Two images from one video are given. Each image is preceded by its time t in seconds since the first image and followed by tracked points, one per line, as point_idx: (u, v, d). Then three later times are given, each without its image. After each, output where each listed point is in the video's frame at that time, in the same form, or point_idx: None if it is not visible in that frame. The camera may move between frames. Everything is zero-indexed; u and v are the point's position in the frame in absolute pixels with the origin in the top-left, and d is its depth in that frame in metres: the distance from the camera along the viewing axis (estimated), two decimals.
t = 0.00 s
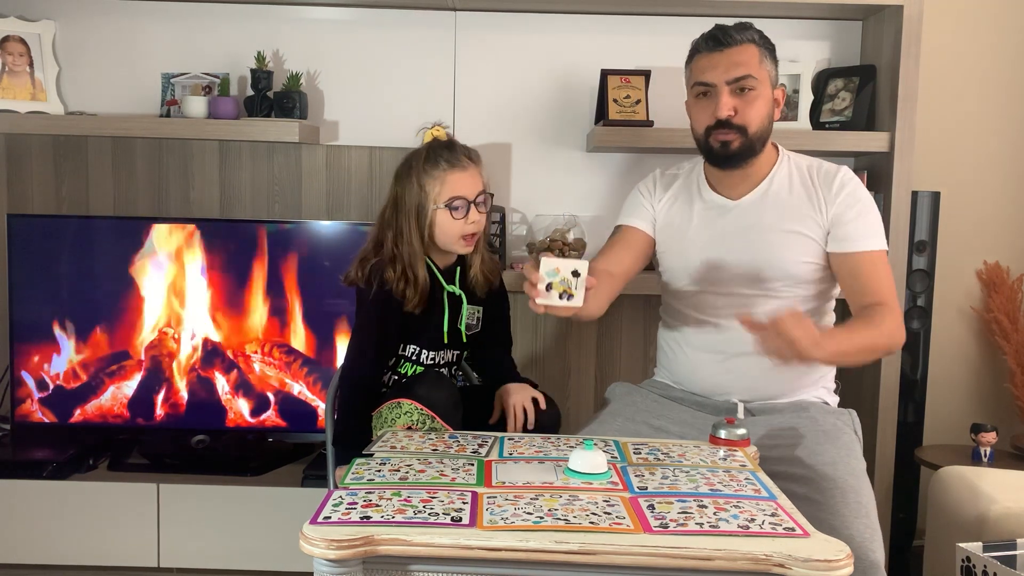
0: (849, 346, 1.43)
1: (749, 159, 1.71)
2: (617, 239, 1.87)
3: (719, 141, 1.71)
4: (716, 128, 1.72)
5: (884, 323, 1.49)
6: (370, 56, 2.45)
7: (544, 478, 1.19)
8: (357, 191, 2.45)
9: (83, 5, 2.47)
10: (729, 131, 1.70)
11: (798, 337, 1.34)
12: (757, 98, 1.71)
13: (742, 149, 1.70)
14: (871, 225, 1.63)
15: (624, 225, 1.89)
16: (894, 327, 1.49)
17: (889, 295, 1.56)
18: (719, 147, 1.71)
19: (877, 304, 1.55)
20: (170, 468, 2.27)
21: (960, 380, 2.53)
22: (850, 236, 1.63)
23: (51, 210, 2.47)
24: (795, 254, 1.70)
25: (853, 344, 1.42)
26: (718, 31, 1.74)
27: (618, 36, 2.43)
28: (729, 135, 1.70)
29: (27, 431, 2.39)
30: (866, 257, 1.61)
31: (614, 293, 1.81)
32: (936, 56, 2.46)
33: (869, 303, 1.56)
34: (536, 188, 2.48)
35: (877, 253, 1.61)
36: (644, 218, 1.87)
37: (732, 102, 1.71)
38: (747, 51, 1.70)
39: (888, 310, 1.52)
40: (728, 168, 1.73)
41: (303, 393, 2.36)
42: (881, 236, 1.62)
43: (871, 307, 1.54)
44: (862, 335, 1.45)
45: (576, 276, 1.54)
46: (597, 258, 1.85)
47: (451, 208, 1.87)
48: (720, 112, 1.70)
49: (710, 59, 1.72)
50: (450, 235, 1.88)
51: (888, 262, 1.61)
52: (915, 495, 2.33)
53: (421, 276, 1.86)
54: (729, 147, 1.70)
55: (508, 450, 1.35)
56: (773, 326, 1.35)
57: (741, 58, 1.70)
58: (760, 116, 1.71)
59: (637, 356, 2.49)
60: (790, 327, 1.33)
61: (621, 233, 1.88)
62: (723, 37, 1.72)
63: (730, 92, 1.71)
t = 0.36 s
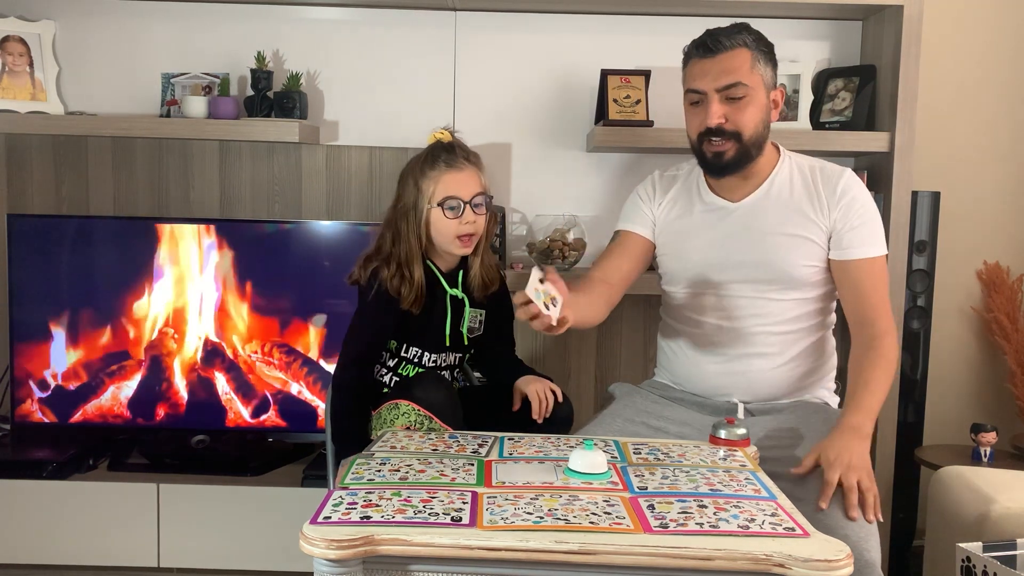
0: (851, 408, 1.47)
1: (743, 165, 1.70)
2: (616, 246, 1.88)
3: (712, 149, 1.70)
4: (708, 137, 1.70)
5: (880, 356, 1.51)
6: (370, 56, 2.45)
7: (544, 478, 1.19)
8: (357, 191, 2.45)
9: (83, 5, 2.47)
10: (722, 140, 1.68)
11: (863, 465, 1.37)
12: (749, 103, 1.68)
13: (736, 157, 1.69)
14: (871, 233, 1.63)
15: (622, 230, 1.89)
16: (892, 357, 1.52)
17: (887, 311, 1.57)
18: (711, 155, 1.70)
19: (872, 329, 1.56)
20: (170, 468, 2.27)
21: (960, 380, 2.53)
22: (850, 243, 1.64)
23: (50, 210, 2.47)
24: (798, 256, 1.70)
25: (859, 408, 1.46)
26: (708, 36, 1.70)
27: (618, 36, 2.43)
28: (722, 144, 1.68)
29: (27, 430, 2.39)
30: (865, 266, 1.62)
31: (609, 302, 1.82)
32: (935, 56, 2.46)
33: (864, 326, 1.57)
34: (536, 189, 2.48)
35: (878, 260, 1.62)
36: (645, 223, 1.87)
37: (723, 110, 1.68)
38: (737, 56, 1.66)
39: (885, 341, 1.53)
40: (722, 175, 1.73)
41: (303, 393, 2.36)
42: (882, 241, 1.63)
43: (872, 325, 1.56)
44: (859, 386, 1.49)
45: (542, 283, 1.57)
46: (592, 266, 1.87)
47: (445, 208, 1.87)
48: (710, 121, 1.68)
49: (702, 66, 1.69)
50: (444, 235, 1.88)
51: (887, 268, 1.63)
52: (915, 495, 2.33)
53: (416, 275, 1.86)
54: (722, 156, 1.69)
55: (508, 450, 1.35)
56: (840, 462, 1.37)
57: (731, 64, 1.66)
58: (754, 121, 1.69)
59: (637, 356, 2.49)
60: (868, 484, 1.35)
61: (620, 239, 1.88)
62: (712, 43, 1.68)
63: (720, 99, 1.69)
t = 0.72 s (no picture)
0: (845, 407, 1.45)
1: (732, 168, 1.68)
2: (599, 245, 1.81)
3: (701, 152, 1.69)
4: (698, 139, 1.69)
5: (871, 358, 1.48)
6: (370, 56, 2.45)
7: (544, 478, 1.19)
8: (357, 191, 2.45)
9: (83, 5, 2.47)
10: (711, 143, 1.67)
11: (855, 484, 1.31)
12: (740, 106, 1.67)
13: (725, 160, 1.67)
14: (864, 229, 1.59)
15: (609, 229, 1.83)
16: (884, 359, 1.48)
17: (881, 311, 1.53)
18: (701, 158, 1.69)
19: (861, 327, 1.52)
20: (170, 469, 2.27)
21: (960, 380, 2.53)
22: (844, 239, 1.60)
23: (50, 210, 2.47)
24: (795, 262, 1.68)
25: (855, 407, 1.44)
26: (701, 36, 1.69)
27: (618, 36, 2.43)
28: (711, 147, 1.67)
29: (27, 430, 2.39)
30: (856, 262, 1.58)
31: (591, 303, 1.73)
32: (935, 56, 2.46)
33: (856, 323, 1.52)
34: (536, 189, 2.48)
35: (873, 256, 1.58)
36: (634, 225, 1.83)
37: (711, 112, 1.68)
38: (728, 58, 1.66)
39: (879, 343, 1.49)
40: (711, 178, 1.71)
41: (303, 393, 2.36)
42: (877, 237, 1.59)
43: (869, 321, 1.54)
44: (853, 393, 1.46)
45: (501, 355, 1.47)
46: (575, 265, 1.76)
47: (446, 208, 1.89)
48: (700, 123, 1.68)
49: (694, 67, 1.69)
50: (446, 235, 1.90)
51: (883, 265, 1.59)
52: (915, 495, 2.33)
53: (418, 275, 1.89)
54: (711, 159, 1.67)
55: (508, 450, 1.35)
56: (833, 484, 1.31)
57: (721, 66, 1.66)
58: (744, 124, 1.67)
59: (637, 356, 2.49)
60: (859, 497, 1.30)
61: (608, 237, 1.81)
62: (704, 43, 1.67)
63: (710, 101, 1.68)
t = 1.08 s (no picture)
0: (850, 413, 1.45)
1: (726, 185, 1.66)
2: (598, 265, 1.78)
3: (695, 167, 1.66)
4: (690, 155, 1.65)
5: (874, 362, 1.47)
6: (370, 56, 2.45)
7: (544, 478, 1.19)
8: (357, 190, 2.45)
9: (82, 5, 2.47)
10: (704, 160, 1.64)
11: (870, 497, 1.31)
12: (735, 121, 1.62)
13: (719, 176, 1.65)
14: (863, 231, 1.58)
15: (604, 246, 1.76)
16: (888, 365, 1.47)
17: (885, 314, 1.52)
18: (694, 174, 1.66)
19: (863, 332, 1.51)
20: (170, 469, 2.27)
21: (960, 380, 2.53)
22: (843, 242, 1.58)
23: (50, 210, 2.47)
24: (792, 272, 1.67)
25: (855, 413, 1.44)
26: (695, 46, 1.63)
27: (618, 36, 2.43)
28: (705, 164, 1.64)
29: (27, 430, 2.39)
30: (856, 265, 1.57)
31: (591, 329, 1.61)
32: (935, 56, 2.46)
33: (857, 328, 1.52)
34: (536, 189, 2.48)
35: (873, 258, 1.57)
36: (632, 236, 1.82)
37: (706, 128, 1.63)
38: (724, 72, 1.60)
39: (882, 348, 1.48)
40: (705, 194, 1.69)
41: (302, 393, 2.36)
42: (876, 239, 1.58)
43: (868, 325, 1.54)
44: (856, 400, 1.45)
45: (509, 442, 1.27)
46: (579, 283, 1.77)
47: (439, 216, 1.87)
48: (693, 140, 1.63)
49: (687, 80, 1.62)
50: (439, 242, 1.89)
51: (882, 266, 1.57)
52: (915, 494, 2.33)
53: (417, 281, 1.89)
54: (704, 176, 1.65)
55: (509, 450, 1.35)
56: (847, 497, 1.31)
57: (717, 80, 1.60)
58: (739, 140, 1.63)
59: (637, 355, 2.49)
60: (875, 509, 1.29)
61: (603, 258, 1.74)
62: (699, 55, 1.61)
63: (705, 116, 1.63)
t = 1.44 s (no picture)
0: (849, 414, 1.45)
1: (729, 192, 1.65)
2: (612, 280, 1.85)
3: (696, 176, 1.65)
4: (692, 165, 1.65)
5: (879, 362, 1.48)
6: (370, 56, 2.45)
7: (545, 478, 1.19)
8: (357, 191, 2.45)
9: (82, 5, 2.47)
10: (706, 170, 1.64)
11: (874, 499, 1.29)
12: (735, 130, 1.62)
13: (720, 184, 1.64)
14: (869, 233, 1.59)
15: (605, 251, 1.76)
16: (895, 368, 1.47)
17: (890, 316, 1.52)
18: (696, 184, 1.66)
19: (869, 333, 1.51)
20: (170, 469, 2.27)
21: (960, 380, 2.53)
22: (849, 246, 1.59)
23: (50, 210, 2.47)
24: (794, 276, 1.67)
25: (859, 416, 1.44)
26: (693, 55, 1.62)
27: (618, 36, 2.43)
28: (707, 174, 1.64)
29: (27, 431, 2.39)
30: (862, 267, 1.58)
31: (592, 336, 1.62)
32: (935, 56, 2.46)
33: (863, 330, 1.52)
34: (536, 189, 2.48)
35: (879, 260, 1.57)
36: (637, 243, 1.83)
37: (706, 138, 1.63)
38: (724, 82, 1.60)
39: (888, 350, 1.48)
40: (708, 200, 1.68)
41: (303, 393, 2.36)
42: (881, 241, 1.59)
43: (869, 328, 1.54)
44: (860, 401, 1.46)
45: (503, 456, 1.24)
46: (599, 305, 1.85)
47: (435, 220, 1.87)
48: (694, 151, 1.63)
49: (687, 91, 1.62)
50: (435, 246, 1.89)
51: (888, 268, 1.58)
52: (915, 494, 2.33)
53: (415, 284, 1.88)
54: (707, 186, 1.65)
55: (508, 450, 1.35)
56: (852, 498, 1.29)
57: (717, 90, 1.60)
58: (740, 149, 1.64)
59: (637, 356, 2.49)
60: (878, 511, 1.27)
61: (605, 262, 1.74)
62: (698, 66, 1.60)
63: (706, 126, 1.63)
